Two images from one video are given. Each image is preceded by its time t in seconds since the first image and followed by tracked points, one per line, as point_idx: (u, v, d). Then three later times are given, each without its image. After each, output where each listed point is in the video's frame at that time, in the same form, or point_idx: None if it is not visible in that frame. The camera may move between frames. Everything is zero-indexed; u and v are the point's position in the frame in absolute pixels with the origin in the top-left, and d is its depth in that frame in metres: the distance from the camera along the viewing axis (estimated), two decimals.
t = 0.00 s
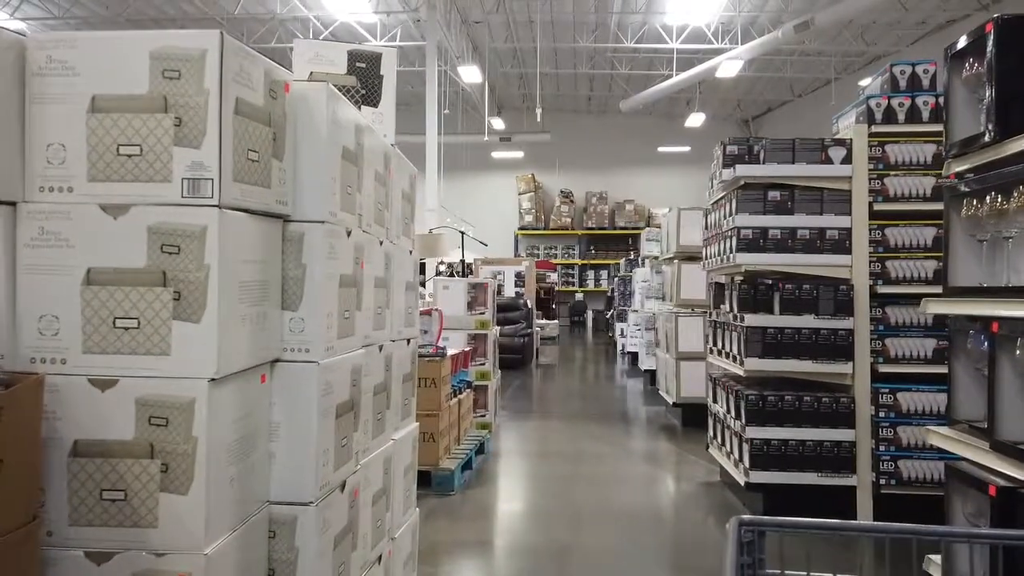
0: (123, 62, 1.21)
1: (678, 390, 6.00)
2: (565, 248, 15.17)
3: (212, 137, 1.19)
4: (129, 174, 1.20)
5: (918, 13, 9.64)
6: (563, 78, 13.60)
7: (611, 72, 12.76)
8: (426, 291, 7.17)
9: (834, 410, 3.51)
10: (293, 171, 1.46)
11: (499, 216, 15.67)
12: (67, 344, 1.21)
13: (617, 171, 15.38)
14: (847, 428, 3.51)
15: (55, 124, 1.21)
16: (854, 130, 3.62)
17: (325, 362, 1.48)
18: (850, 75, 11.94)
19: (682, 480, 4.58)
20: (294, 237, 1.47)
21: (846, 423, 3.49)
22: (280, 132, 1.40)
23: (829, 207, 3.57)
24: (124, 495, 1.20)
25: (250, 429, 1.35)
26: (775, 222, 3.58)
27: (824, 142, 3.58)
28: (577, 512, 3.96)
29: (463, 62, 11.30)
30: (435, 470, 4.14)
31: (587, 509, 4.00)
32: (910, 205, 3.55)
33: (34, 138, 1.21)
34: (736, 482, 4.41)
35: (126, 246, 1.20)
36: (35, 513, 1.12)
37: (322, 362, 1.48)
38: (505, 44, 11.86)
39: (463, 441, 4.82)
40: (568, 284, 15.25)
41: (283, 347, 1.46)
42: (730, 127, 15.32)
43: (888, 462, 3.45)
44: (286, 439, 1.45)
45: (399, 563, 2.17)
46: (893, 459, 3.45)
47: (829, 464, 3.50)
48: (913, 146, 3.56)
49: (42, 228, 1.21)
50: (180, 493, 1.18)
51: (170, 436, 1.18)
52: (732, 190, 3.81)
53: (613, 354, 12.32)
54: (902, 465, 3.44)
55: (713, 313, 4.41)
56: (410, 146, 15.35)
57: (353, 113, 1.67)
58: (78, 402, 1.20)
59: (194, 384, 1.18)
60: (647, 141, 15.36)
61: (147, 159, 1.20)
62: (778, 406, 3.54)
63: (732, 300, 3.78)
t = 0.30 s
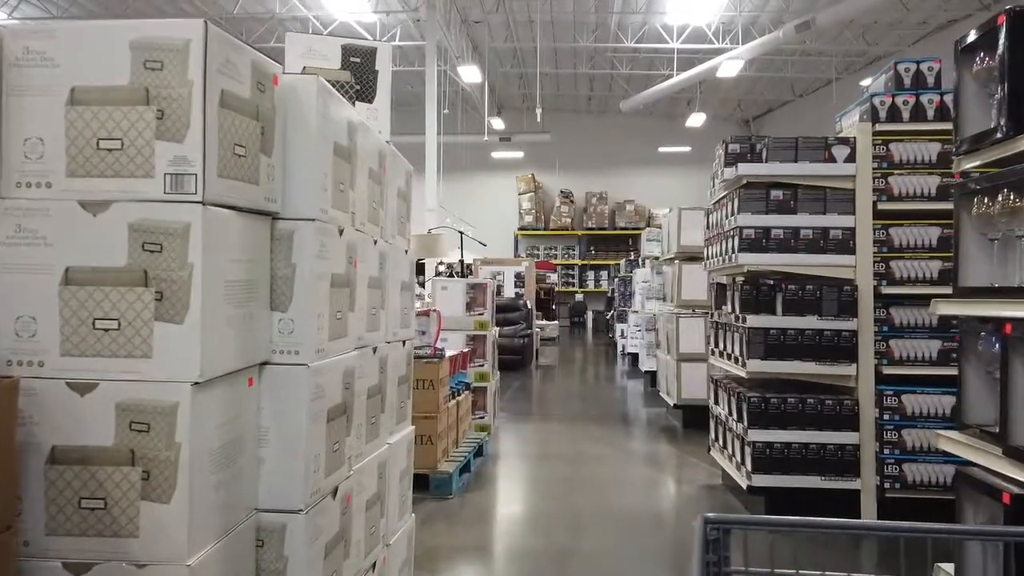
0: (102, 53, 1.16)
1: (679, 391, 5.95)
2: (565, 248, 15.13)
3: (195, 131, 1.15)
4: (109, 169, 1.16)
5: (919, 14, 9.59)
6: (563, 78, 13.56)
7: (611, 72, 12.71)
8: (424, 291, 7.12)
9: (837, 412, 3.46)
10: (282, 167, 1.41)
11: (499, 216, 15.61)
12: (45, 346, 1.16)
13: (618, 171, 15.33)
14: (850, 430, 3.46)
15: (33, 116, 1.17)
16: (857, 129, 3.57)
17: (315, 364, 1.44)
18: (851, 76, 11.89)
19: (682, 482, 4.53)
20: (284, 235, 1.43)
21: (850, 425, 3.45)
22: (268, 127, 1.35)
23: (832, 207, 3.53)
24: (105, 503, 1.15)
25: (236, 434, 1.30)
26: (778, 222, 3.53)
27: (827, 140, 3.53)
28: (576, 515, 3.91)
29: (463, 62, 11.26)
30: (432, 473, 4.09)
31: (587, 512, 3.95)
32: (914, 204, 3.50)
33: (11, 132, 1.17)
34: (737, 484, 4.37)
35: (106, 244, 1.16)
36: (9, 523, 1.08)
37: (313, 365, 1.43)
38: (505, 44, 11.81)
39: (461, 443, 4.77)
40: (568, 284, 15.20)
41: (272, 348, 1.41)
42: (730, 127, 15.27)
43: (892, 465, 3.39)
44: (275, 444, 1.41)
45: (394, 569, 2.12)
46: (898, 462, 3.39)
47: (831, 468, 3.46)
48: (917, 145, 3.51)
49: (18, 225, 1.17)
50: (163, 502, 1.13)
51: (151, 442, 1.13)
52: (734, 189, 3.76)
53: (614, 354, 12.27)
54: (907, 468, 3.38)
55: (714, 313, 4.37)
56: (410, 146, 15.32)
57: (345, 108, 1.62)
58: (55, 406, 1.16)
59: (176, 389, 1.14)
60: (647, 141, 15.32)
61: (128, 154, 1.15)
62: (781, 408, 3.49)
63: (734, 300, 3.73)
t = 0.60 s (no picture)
0: (74, 36, 1.09)
1: (681, 393, 5.87)
2: (565, 248, 15.05)
3: (173, 119, 1.07)
4: (81, 161, 1.08)
5: (921, 13, 9.52)
6: (563, 77, 13.48)
7: (611, 71, 12.63)
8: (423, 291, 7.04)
9: (844, 415, 3.38)
10: (268, 160, 1.34)
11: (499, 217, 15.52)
12: (14, 349, 1.09)
13: (618, 171, 15.24)
14: (857, 434, 3.38)
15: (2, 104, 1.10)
16: (864, 125, 3.50)
17: (304, 368, 1.36)
18: (853, 75, 11.81)
19: (684, 486, 4.46)
20: (271, 232, 1.35)
21: (857, 429, 3.37)
22: (253, 117, 1.28)
23: (839, 205, 3.45)
24: (77, 516, 1.08)
25: (218, 442, 1.23)
26: (784, 220, 3.46)
27: (833, 137, 3.45)
28: (577, 518, 3.84)
29: (462, 61, 11.18)
30: (430, 476, 4.01)
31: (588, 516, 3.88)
32: (923, 202, 3.45)
33: None
34: (740, 487, 4.29)
35: (78, 240, 1.08)
36: None
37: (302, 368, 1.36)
38: (505, 43, 11.72)
39: (461, 446, 4.69)
40: (568, 284, 15.11)
41: (258, 350, 1.34)
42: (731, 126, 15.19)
43: (901, 469, 3.34)
44: (261, 451, 1.34)
45: None
46: (906, 466, 3.34)
47: (838, 472, 3.38)
48: (925, 142, 3.46)
49: None
50: (139, 516, 1.06)
51: (125, 451, 1.06)
52: (739, 187, 3.69)
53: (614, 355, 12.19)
54: (915, 472, 3.33)
55: (718, 314, 4.30)
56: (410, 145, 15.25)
57: (337, 99, 1.55)
58: (24, 411, 1.09)
59: (153, 394, 1.06)
60: (648, 141, 15.23)
61: (101, 143, 1.08)
62: (786, 411, 3.42)
63: (739, 300, 3.66)
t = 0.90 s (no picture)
0: (26, 7, 0.98)
1: (686, 394, 5.76)
2: (567, 248, 14.96)
3: (135, 99, 0.97)
4: (35, 146, 0.98)
5: (926, 11, 9.40)
6: (565, 76, 13.37)
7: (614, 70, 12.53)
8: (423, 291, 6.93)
9: (857, 419, 3.27)
10: (248, 147, 1.23)
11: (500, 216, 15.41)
12: None
13: (620, 170, 15.13)
14: (871, 438, 3.27)
15: None
16: (878, 119, 3.38)
17: (286, 373, 1.25)
18: (857, 74, 11.70)
19: (689, 490, 4.35)
20: (251, 225, 1.25)
21: (871, 432, 3.26)
22: (230, 100, 1.18)
23: (851, 202, 3.34)
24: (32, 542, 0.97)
25: (191, 454, 1.12)
26: (795, 218, 3.35)
27: (846, 131, 3.34)
28: (579, 524, 3.73)
29: (464, 60, 11.08)
30: (430, 481, 3.90)
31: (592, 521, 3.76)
32: (938, 198, 3.32)
33: None
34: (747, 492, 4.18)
35: (30, 235, 0.98)
36: None
37: (284, 373, 1.25)
38: (507, 41, 11.62)
39: (461, 449, 4.58)
40: (570, 284, 15.00)
41: (237, 354, 1.24)
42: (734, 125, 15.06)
43: (916, 475, 3.22)
44: (239, 463, 1.24)
45: None
46: (922, 471, 3.21)
47: (852, 477, 3.27)
48: (941, 137, 3.32)
49: None
50: (98, 540, 0.95)
51: (82, 467, 0.96)
52: (747, 182, 3.58)
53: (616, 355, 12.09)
54: (930, 478, 3.21)
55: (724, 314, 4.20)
56: (410, 145, 15.15)
57: (324, 84, 1.44)
58: None
59: (111, 403, 0.96)
60: (650, 140, 15.11)
61: (56, 125, 0.98)
62: (797, 414, 3.31)
63: (748, 300, 3.55)
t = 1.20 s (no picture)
0: None
1: (697, 396, 5.59)
2: (574, 247, 14.81)
3: (78, 60, 0.82)
4: None
5: (939, 7, 9.21)
6: (572, 74, 13.21)
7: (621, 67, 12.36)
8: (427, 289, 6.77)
9: (881, 424, 3.11)
10: (220, 124, 1.08)
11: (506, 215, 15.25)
12: None
13: (627, 169, 14.95)
14: (897, 444, 3.09)
15: None
16: (904, 109, 3.17)
17: (265, 382, 1.11)
18: (866, 71, 11.53)
19: (702, 497, 4.19)
20: (224, 215, 1.10)
21: (896, 438, 3.09)
22: (198, 70, 1.03)
23: (876, 195, 3.14)
24: None
25: (151, 476, 0.98)
26: (816, 213, 3.18)
27: (870, 122, 3.15)
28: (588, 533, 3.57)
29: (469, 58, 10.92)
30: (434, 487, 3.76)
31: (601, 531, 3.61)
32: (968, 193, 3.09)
33: None
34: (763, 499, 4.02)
35: None
36: None
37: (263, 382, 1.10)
38: (513, 38, 11.46)
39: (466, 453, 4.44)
40: (576, 283, 14.86)
41: (208, 359, 1.09)
42: (743, 123, 14.87)
43: (945, 483, 3.01)
44: (212, 486, 1.08)
45: None
46: (951, 480, 3.01)
47: (876, 485, 3.12)
48: (971, 127, 3.10)
49: None
50: None
51: (17, 495, 0.81)
52: (766, 176, 3.42)
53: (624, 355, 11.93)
54: (960, 487, 3.00)
55: (740, 313, 4.04)
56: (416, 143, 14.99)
57: (310, 57, 1.29)
58: None
59: (49, 421, 0.81)
60: (657, 138, 14.93)
61: None
62: (819, 419, 3.16)
63: (767, 299, 3.40)
